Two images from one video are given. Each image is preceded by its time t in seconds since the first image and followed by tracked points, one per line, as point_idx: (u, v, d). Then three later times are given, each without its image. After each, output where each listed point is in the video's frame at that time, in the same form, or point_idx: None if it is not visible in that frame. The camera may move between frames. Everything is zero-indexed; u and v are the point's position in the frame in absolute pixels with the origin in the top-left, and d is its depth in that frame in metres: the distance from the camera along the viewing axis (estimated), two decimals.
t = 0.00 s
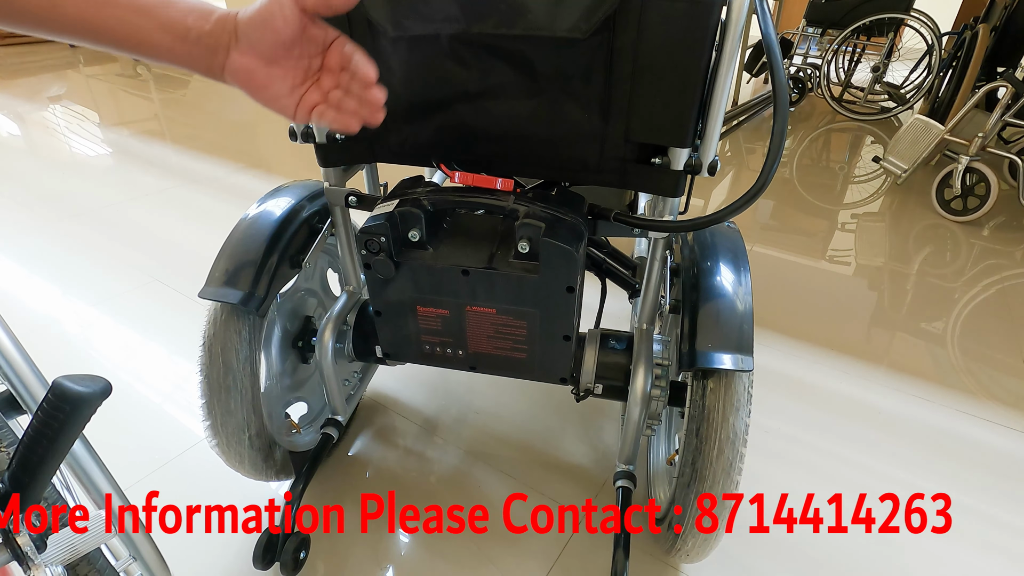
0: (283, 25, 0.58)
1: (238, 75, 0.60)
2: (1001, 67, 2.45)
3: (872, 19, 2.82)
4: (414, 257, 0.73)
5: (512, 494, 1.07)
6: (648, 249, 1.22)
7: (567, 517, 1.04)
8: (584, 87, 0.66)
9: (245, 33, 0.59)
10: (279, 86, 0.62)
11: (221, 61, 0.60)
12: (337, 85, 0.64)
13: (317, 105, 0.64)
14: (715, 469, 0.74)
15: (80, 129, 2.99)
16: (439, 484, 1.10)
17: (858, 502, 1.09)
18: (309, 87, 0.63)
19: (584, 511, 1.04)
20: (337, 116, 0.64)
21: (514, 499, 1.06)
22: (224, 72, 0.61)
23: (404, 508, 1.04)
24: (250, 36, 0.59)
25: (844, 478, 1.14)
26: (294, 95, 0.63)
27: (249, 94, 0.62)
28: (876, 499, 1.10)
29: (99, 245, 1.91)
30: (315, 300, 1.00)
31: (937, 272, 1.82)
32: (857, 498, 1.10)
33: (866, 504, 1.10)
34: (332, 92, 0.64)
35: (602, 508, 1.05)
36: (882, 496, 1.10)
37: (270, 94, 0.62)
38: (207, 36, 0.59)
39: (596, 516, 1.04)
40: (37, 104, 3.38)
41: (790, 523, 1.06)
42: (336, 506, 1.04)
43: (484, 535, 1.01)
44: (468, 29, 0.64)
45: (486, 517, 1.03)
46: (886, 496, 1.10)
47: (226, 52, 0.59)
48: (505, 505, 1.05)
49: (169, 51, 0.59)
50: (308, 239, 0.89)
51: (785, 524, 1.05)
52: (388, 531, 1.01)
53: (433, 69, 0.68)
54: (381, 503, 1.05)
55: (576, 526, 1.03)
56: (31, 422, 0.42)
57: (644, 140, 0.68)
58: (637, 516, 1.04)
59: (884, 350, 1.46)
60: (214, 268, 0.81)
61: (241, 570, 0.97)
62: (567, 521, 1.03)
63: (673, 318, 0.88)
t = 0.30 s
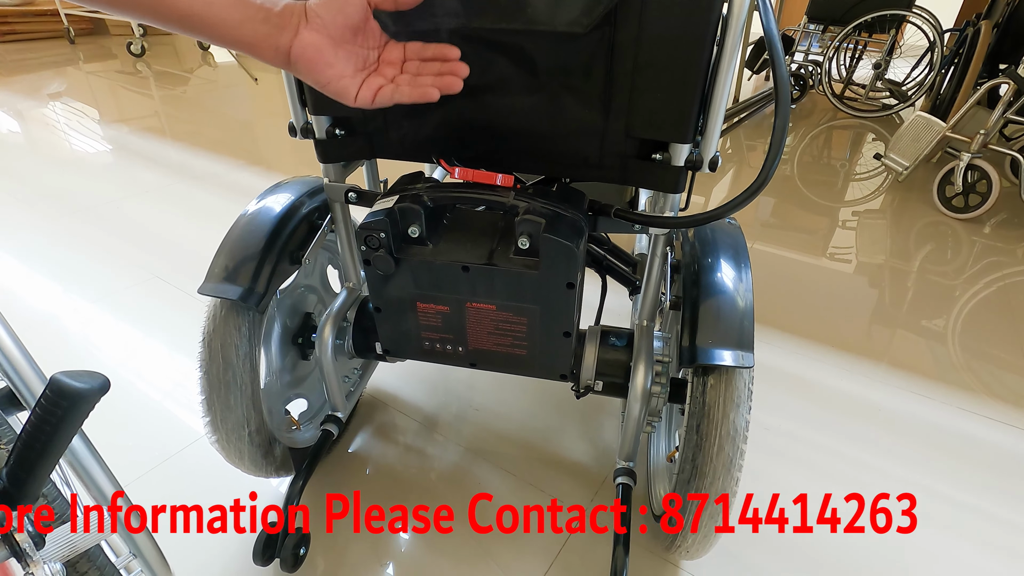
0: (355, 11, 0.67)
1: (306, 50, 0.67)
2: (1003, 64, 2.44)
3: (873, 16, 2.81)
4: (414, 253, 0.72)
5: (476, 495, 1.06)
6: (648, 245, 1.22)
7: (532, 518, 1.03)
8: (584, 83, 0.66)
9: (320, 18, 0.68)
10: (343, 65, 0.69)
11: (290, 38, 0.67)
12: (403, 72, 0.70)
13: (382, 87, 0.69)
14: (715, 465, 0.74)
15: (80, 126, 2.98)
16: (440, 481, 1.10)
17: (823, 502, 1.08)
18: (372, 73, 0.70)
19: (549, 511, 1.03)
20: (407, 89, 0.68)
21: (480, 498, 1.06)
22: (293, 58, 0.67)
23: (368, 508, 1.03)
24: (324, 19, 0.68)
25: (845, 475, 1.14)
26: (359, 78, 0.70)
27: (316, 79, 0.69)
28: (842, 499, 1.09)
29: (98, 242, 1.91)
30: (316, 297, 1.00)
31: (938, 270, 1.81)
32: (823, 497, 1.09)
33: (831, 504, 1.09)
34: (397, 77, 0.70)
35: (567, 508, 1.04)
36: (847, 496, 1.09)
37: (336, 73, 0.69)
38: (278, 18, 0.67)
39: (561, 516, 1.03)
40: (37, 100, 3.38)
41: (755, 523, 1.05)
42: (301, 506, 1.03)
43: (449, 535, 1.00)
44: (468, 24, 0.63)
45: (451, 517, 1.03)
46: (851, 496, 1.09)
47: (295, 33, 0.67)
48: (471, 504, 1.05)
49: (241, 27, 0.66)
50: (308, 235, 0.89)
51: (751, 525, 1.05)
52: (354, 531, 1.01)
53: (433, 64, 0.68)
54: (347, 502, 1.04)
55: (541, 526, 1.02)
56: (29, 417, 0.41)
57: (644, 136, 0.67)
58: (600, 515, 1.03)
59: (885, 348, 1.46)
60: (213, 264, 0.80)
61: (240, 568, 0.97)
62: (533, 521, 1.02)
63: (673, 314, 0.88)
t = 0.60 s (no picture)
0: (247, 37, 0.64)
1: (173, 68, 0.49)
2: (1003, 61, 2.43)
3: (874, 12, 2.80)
4: (410, 250, 0.72)
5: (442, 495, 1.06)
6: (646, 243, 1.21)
7: (497, 518, 1.02)
8: (581, 79, 0.65)
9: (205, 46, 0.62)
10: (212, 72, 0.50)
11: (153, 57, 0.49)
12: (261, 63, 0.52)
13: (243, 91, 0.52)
14: (711, 463, 0.74)
15: (79, 123, 2.98)
16: (438, 478, 1.10)
17: (789, 502, 1.08)
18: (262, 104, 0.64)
19: (515, 511, 1.03)
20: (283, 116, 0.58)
21: (446, 498, 1.05)
22: (164, 74, 0.49)
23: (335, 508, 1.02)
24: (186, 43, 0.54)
25: (843, 473, 1.14)
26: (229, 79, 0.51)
27: (191, 97, 0.51)
28: (808, 499, 1.09)
29: (97, 240, 1.91)
30: (312, 294, 1.00)
31: (938, 267, 1.81)
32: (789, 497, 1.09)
33: (798, 504, 1.08)
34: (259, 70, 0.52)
35: (534, 508, 1.04)
36: (812, 495, 1.08)
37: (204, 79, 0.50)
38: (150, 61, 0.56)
39: (527, 515, 1.03)
40: (36, 98, 3.37)
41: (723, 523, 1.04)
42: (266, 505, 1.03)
43: (414, 534, 1.00)
44: (465, 19, 0.63)
45: (417, 517, 1.02)
46: (817, 495, 1.08)
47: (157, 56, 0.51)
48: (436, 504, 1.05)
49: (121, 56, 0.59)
50: (304, 232, 0.89)
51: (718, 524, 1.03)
52: (319, 531, 1.01)
53: (429, 60, 0.67)
54: (313, 502, 1.04)
55: (506, 526, 1.01)
56: (20, 414, 0.41)
57: (641, 132, 0.67)
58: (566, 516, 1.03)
59: (884, 345, 1.46)
60: (209, 262, 0.80)
61: (239, 566, 0.97)
62: (498, 521, 1.02)
63: (670, 312, 0.88)
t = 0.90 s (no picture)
0: (225, 117, 0.73)
1: (166, 155, 0.70)
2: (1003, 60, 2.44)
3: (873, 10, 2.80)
4: (410, 247, 0.72)
5: (406, 495, 1.05)
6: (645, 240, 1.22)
7: (463, 517, 1.03)
8: (581, 75, 0.65)
9: (185, 122, 0.71)
10: (202, 169, 0.73)
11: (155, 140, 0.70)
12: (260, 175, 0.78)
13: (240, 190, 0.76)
14: (710, 458, 0.74)
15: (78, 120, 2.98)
16: (438, 474, 1.10)
17: (755, 502, 1.07)
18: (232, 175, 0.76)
19: (480, 511, 1.03)
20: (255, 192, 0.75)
21: (412, 498, 1.05)
22: (154, 155, 0.71)
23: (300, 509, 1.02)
24: (188, 120, 0.71)
25: (842, 469, 1.14)
26: (218, 180, 0.74)
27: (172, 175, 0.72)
28: (774, 499, 1.08)
29: (96, 237, 1.91)
30: (313, 291, 1.00)
31: (937, 265, 1.81)
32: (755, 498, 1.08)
33: (764, 504, 1.08)
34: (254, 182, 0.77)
35: (498, 508, 1.04)
36: (779, 496, 1.08)
37: (195, 175, 0.73)
38: (142, 116, 0.69)
39: (492, 515, 1.03)
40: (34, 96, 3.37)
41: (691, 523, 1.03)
42: (232, 505, 1.03)
43: (378, 534, 1.00)
44: (464, 16, 0.63)
45: (382, 517, 1.02)
46: (783, 496, 1.08)
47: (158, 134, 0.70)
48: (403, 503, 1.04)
49: (101, 122, 0.68)
50: (304, 228, 0.89)
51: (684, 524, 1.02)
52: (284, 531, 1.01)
53: (429, 57, 0.68)
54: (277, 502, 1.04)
55: (471, 526, 1.02)
56: (23, 406, 0.41)
57: (641, 129, 0.67)
58: (531, 516, 1.03)
59: (883, 343, 1.46)
60: (209, 259, 0.80)
61: (240, 561, 0.97)
62: (463, 521, 1.02)
63: (670, 308, 0.88)
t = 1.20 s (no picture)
0: (276, 61, 0.71)
1: (227, 104, 0.72)
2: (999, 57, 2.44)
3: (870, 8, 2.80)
4: (410, 247, 0.73)
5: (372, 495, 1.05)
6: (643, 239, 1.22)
7: (428, 518, 1.03)
8: (579, 75, 0.66)
9: (240, 69, 0.71)
10: (263, 116, 0.74)
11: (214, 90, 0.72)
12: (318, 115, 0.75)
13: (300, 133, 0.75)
14: (707, 457, 0.75)
15: (75, 119, 2.97)
16: (438, 473, 1.10)
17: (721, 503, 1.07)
18: (294, 118, 0.75)
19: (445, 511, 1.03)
20: (313, 129, 0.73)
21: (376, 498, 1.05)
22: (216, 106, 0.72)
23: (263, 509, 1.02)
24: (245, 69, 0.71)
25: (838, 467, 1.15)
26: (280, 124, 0.75)
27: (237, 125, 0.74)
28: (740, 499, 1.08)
29: (94, 236, 1.91)
30: (312, 291, 1.00)
31: (934, 262, 1.82)
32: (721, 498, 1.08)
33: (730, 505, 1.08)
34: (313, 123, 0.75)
35: (464, 508, 1.04)
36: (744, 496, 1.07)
37: (257, 123, 0.74)
38: (201, 69, 0.71)
39: (458, 515, 1.03)
40: (30, 94, 3.36)
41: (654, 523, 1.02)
42: (197, 505, 1.03)
43: (343, 535, 1.00)
44: (463, 17, 0.63)
45: (347, 517, 1.02)
46: (748, 496, 1.07)
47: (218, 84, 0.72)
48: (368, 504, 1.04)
49: (163, 78, 0.70)
50: (304, 229, 0.89)
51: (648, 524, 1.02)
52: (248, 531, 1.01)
53: (427, 58, 0.68)
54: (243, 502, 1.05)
55: (436, 526, 1.01)
56: (30, 410, 0.42)
57: (638, 129, 0.68)
58: (496, 516, 1.03)
59: (879, 340, 1.47)
60: (209, 259, 0.80)
61: (241, 560, 0.97)
62: (429, 521, 1.02)
63: (667, 307, 0.89)
